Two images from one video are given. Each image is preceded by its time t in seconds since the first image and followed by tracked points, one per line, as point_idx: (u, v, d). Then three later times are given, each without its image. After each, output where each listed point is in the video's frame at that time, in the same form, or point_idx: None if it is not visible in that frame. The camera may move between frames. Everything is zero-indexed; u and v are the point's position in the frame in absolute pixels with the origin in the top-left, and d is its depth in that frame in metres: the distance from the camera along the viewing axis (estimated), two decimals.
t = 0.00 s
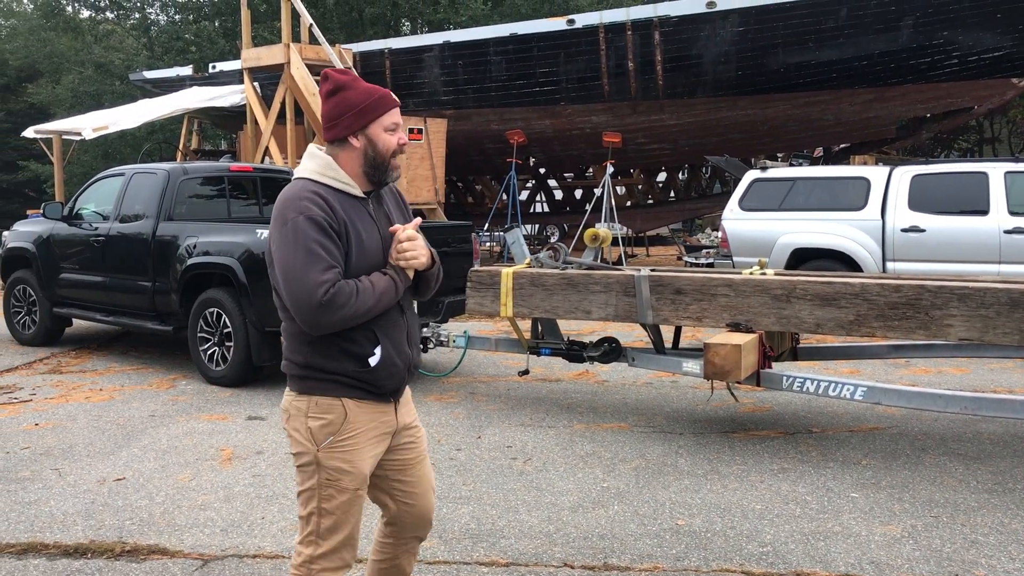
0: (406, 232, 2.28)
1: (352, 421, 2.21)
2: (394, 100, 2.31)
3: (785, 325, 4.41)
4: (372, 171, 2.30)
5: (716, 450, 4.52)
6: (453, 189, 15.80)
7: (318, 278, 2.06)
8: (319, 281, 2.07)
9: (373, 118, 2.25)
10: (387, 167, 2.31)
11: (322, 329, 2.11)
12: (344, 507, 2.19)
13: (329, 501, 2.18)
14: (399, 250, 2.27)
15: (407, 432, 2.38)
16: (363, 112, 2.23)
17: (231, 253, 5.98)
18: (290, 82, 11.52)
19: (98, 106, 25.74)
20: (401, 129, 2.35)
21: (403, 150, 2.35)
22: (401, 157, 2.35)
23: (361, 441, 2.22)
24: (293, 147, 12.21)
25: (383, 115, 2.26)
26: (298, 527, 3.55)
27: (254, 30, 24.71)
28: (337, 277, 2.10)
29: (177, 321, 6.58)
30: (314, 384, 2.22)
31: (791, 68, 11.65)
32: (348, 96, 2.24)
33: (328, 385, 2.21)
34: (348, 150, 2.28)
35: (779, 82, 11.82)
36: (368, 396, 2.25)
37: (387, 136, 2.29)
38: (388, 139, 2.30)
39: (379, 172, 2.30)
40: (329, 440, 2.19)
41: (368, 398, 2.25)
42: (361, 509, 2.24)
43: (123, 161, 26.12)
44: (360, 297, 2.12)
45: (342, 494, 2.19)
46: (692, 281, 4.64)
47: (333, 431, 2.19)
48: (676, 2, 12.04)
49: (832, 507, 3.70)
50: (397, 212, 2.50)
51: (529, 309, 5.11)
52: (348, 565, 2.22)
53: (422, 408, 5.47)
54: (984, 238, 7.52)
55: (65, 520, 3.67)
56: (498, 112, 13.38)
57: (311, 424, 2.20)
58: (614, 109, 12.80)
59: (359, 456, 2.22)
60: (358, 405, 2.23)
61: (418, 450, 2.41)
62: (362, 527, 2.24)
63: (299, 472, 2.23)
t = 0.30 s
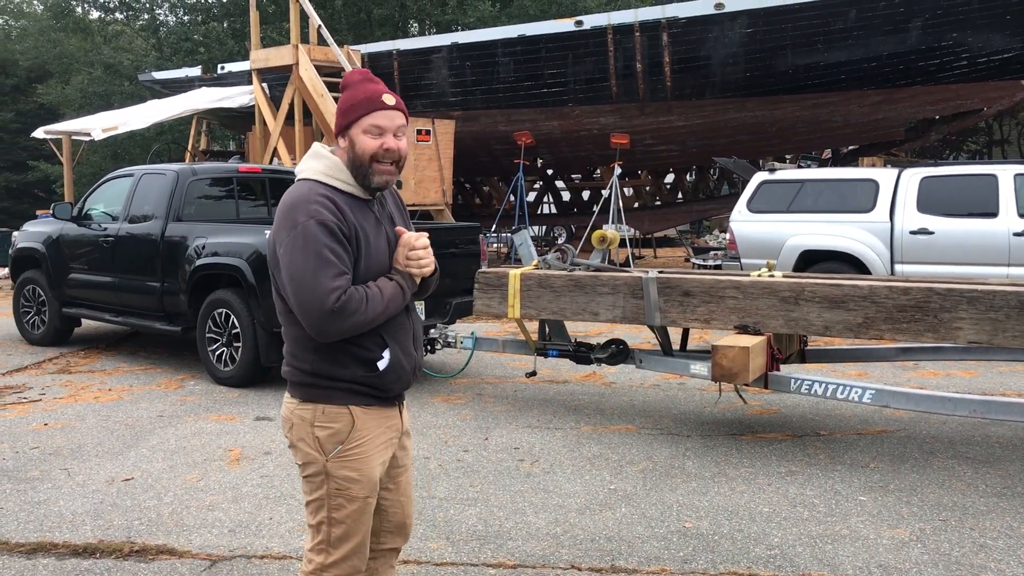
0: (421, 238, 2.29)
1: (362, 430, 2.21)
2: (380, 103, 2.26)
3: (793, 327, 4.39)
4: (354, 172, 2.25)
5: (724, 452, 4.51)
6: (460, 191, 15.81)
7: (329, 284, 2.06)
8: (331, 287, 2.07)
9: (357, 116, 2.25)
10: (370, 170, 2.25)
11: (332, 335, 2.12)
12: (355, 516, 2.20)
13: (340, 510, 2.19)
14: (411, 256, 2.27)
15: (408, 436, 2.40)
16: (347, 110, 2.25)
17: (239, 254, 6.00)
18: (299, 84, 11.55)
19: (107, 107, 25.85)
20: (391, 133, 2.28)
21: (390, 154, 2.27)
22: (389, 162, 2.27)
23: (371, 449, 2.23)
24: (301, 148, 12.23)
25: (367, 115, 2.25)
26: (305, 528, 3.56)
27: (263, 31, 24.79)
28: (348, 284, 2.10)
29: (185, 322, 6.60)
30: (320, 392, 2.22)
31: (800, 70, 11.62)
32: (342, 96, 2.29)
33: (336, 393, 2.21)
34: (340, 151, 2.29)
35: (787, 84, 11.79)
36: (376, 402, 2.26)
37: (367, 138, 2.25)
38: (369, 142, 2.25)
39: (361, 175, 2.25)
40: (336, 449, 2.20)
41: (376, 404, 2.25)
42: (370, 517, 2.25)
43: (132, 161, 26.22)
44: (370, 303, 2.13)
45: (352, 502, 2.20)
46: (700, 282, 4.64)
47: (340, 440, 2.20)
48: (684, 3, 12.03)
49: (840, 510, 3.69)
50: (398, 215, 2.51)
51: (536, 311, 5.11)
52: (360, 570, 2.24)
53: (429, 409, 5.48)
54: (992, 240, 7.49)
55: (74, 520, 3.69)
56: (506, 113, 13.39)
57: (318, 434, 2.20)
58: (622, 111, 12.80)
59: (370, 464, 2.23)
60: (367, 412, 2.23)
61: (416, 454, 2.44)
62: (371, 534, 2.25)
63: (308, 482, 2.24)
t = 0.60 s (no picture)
0: (419, 241, 2.22)
1: (353, 430, 2.21)
2: (359, 101, 2.25)
3: (801, 330, 4.38)
4: (344, 171, 2.26)
5: (730, 454, 4.50)
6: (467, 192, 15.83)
7: (300, 284, 2.08)
8: (302, 286, 2.08)
9: (341, 117, 2.27)
10: (358, 168, 2.24)
11: (310, 335, 2.13)
12: (348, 518, 2.20)
13: (333, 510, 2.19)
14: (407, 260, 2.21)
15: (412, 439, 2.36)
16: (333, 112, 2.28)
17: (246, 255, 6.02)
18: (306, 86, 11.57)
19: (115, 108, 25.95)
20: (374, 129, 2.25)
21: (375, 149, 2.24)
22: (376, 158, 2.24)
23: (362, 449, 2.22)
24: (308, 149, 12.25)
25: (350, 113, 2.25)
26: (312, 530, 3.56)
27: (270, 33, 24.86)
28: (323, 284, 2.10)
29: (192, 323, 6.63)
30: (313, 390, 2.23)
31: (807, 72, 11.59)
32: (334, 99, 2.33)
33: (327, 392, 2.22)
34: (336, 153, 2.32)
35: (795, 86, 11.76)
36: (370, 403, 2.23)
37: (350, 137, 2.25)
38: (354, 139, 2.25)
39: (350, 174, 2.25)
40: (327, 447, 2.20)
41: (369, 405, 2.23)
42: (366, 518, 2.24)
43: (139, 163, 26.31)
44: (345, 304, 2.11)
45: (342, 502, 2.20)
46: (708, 285, 4.63)
47: (329, 439, 2.20)
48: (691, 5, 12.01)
49: (848, 513, 3.67)
50: (418, 220, 2.48)
51: (543, 313, 5.11)
52: (354, 571, 2.24)
53: (436, 411, 5.48)
54: (1001, 242, 7.45)
55: (80, 521, 3.70)
56: (513, 115, 13.38)
57: (309, 431, 2.21)
58: (629, 112, 12.79)
59: (362, 465, 2.22)
60: (359, 412, 2.22)
61: (421, 458, 2.41)
62: (367, 536, 2.24)
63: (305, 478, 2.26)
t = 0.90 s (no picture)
0: (415, 256, 2.15)
1: (350, 430, 2.22)
2: (363, 103, 2.27)
3: (805, 333, 4.38)
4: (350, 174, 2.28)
5: (735, 458, 4.49)
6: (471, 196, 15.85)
7: (279, 285, 2.14)
8: (282, 287, 2.15)
9: (346, 121, 2.29)
10: (361, 170, 2.25)
11: (294, 335, 2.18)
12: (346, 517, 2.20)
13: (330, 510, 2.20)
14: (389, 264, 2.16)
15: (414, 444, 2.35)
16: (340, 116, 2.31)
17: (251, 258, 6.04)
18: (311, 89, 11.59)
19: (120, 112, 26.03)
20: (378, 131, 2.26)
21: (378, 151, 2.25)
22: (380, 159, 2.25)
23: (358, 449, 2.22)
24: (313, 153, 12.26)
25: (354, 116, 2.27)
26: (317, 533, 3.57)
27: (276, 37, 24.93)
28: (302, 286, 2.15)
29: (197, 326, 6.65)
30: (310, 390, 2.26)
31: (812, 75, 11.58)
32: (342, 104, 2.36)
33: (323, 392, 2.25)
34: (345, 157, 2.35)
35: (799, 89, 11.75)
36: (364, 404, 2.24)
37: (354, 139, 2.26)
38: (357, 142, 2.26)
39: (355, 176, 2.26)
40: (324, 447, 2.22)
41: (363, 406, 2.24)
42: (365, 520, 2.24)
43: (144, 166, 26.39)
44: (322, 305, 2.13)
45: (338, 502, 2.20)
46: (712, 288, 4.63)
47: (325, 438, 2.22)
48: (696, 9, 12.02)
49: (852, 517, 3.66)
50: (426, 226, 2.44)
51: (547, 316, 5.11)
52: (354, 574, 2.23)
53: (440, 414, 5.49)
54: (1007, 246, 7.39)
55: (85, 523, 3.71)
56: (518, 118, 13.40)
57: (308, 431, 2.24)
58: (633, 116, 12.79)
59: (358, 466, 2.22)
60: (355, 412, 2.23)
61: (427, 464, 2.39)
62: (367, 538, 2.23)
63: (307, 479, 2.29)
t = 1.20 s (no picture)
0: (421, 248, 2.18)
1: (358, 434, 2.22)
2: (373, 105, 2.27)
3: (806, 337, 4.37)
4: (360, 177, 2.28)
5: (736, 461, 4.49)
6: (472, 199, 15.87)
7: (295, 287, 2.12)
8: (297, 290, 2.12)
9: (354, 124, 2.27)
10: (372, 172, 2.25)
11: (307, 337, 2.16)
12: (352, 521, 2.20)
13: (337, 514, 2.20)
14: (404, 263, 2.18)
15: (419, 446, 2.36)
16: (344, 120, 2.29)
17: (253, 261, 6.04)
18: (312, 92, 11.59)
19: (122, 115, 26.07)
20: (389, 133, 2.27)
21: (389, 153, 2.26)
22: (391, 161, 2.26)
23: (367, 453, 2.22)
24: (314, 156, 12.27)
25: (363, 119, 2.26)
26: (317, 536, 3.56)
27: (278, 41, 24.97)
28: (318, 288, 2.13)
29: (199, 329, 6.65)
30: (318, 393, 2.25)
31: (813, 79, 11.58)
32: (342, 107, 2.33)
33: (332, 395, 2.24)
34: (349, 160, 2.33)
35: (800, 93, 11.75)
36: (374, 407, 2.24)
37: (365, 142, 2.25)
38: (368, 144, 2.26)
39: (365, 178, 2.26)
40: (332, 451, 2.21)
41: (372, 409, 2.24)
42: (370, 524, 2.24)
43: (146, 170, 26.42)
44: (340, 308, 2.12)
45: (346, 505, 2.20)
46: (713, 291, 4.62)
47: (334, 442, 2.21)
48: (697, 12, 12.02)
49: (854, 520, 3.66)
50: (426, 228, 2.47)
51: (548, 320, 5.11)
52: None
53: (441, 417, 5.48)
54: (1008, 249, 7.40)
55: (86, 527, 3.71)
56: (519, 122, 13.41)
57: (315, 434, 2.23)
58: (635, 119, 12.80)
59: (366, 470, 2.22)
60: (363, 416, 2.23)
61: (428, 465, 2.40)
62: (372, 542, 2.24)
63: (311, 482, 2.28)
